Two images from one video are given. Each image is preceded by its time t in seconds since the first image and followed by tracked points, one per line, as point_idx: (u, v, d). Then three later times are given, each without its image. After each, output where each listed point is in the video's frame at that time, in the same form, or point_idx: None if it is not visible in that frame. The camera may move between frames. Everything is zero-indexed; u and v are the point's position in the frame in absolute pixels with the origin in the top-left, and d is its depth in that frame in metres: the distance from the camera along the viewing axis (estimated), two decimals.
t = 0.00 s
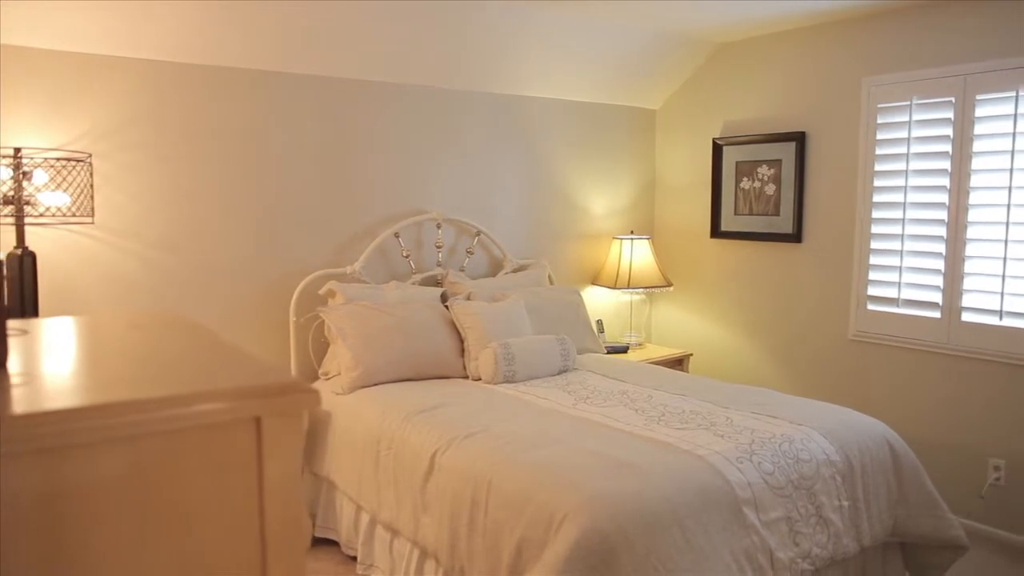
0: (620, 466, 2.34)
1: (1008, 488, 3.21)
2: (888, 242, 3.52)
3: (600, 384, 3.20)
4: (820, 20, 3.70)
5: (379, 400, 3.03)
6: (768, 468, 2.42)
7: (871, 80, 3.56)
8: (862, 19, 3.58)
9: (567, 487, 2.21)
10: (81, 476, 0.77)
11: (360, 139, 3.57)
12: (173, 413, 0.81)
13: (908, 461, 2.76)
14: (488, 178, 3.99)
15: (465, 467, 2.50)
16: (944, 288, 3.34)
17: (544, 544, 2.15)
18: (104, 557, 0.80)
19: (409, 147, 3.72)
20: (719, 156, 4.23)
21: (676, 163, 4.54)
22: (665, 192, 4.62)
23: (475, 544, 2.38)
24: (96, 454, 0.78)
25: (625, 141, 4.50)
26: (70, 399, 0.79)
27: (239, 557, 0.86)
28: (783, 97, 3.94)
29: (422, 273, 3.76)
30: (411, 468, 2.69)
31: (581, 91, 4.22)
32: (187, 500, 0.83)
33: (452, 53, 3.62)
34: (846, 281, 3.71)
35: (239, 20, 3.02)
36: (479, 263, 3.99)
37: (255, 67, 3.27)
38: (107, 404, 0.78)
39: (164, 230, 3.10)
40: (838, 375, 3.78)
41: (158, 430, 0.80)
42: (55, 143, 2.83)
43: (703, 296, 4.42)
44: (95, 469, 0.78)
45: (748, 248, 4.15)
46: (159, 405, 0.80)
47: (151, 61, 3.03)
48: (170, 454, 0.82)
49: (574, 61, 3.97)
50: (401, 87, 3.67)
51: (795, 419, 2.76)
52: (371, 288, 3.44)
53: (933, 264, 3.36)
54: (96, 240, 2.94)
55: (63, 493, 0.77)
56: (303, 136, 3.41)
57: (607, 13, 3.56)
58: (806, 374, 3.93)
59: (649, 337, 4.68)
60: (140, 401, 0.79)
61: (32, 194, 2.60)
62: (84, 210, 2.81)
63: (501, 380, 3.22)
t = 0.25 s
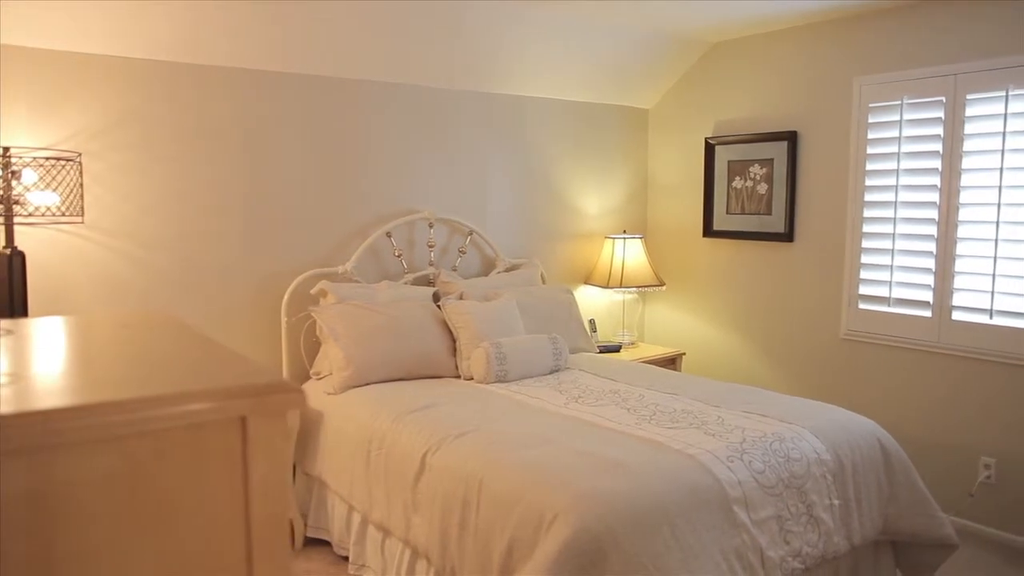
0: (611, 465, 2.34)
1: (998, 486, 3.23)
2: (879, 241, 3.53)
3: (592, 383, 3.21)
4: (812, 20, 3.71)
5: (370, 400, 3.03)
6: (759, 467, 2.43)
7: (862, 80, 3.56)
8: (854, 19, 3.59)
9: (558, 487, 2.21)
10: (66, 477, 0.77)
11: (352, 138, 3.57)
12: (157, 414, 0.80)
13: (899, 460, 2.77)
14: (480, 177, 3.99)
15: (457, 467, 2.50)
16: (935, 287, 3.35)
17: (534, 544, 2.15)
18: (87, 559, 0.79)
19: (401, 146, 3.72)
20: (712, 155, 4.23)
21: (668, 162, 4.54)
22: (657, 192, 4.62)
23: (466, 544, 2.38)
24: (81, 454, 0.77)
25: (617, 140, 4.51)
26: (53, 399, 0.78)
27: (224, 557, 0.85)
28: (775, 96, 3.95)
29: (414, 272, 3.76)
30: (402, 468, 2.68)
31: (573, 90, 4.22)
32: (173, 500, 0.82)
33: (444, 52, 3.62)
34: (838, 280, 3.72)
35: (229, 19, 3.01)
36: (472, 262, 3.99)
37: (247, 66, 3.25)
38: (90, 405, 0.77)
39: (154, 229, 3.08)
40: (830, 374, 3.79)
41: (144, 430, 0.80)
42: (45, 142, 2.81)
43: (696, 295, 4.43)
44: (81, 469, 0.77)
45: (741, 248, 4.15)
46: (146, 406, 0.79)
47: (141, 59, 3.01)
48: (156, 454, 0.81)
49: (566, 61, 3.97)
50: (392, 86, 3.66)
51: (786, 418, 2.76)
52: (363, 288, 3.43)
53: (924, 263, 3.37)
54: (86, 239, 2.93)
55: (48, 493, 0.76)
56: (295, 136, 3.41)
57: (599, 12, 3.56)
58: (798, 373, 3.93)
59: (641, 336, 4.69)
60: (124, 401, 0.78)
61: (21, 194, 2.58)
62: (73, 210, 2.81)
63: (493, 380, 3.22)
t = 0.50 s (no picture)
0: (602, 464, 2.34)
1: (989, 485, 3.24)
2: (871, 240, 3.54)
3: (584, 382, 3.21)
4: (804, 20, 3.72)
5: (363, 399, 3.02)
6: (751, 466, 2.43)
7: (855, 79, 3.57)
8: (846, 19, 3.59)
9: (550, 486, 2.21)
10: (52, 475, 0.76)
11: (345, 138, 3.56)
12: (144, 413, 0.80)
13: (891, 458, 2.77)
14: (473, 177, 3.98)
15: (449, 466, 2.49)
16: (927, 286, 3.36)
17: (526, 543, 2.15)
18: (71, 560, 0.78)
19: (394, 146, 3.71)
20: (704, 155, 4.24)
21: (661, 162, 4.54)
22: (650, 191, 4.63)
23: (458, 543, 2.38)
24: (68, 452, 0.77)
25: (610, 140, 4.51)
26: (41, 399, 0.77)
27: (209, 556, 0.85)
28: (767, 96, 3.96)
29: (407, 272, 3.75)
30: (394, 468, 2.68)
31: (566, 89, 4.22)
32: (159, 498, 0.82)
33: (437, 51, 3.61)
34: (830, 279, 3.73)
35: (221, 17, 3.00)
36: (465, 262, 3.99)
37: (238, 65, 3.25)
38: (76, 404, 0.76)
39: (145, 229, 3.07)
40: (822, 373, 3.80)
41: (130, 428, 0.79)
42: (35, 141, 2.80)
43: (689, 295, 4.43)
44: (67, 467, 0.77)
45: (733, 247, 4.16)
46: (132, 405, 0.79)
47: (132, 58, 3.00)
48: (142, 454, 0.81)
49: (559, 60, 3.97)
50: (385, 86, 3.66)
51: (778, 417, 2.77)
52: (356, 288, 3.43)
53: (917, 262, 3.38)
54: (76, 238, 2.92)
55: (33, 492, 0.75)
56: (287, 135, 3.40)
57: (592, 12, 3.56)
58: (790, 373, 3.94)
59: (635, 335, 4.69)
60: (109, 401, 0.78)
61: (12, 193, 2.61)
62: (64, 210, 2.79)
63: (486, 379, 3.21)
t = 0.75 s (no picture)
0: (594, 464, 2.34)
1: (980, 483, 3.26)
2: (862, 240, 3.56)
3: (576, 382, 3.21)
4: (795, 20, 3.73)
5: (354, 399, 3.02)
6: (741, 465, 2.44)
7: (845, 80, 3.58)
8: (837, 19, 3.61)
9: (541, 486, 2.21)
10: (36, 478, 0.75)
11: (336, 137, 3.56)
12: (127, 414, 0.78)
13: (881, 457, 2.78)
14: (465, 177, 3.98)
15: (440, 466, 2.49)
16: (917, 285, 3.37)
17: (517, 542, 2.15)
18: (53, 563, 0.77)
19: (386, 145, 3.71)
20: (696, 154, 4.25)
21: (653, 162, 4.55)
22: (643, 191, 4.63)
23: (449, 543, 2.38)
24: (52, 455, 0.76)
25: (602, 140, 4.51)
26: (24, 400, 0.76)
27: (195, 559, 0.84)
28: (759, 96, 3.96)
29: (399, 272, 3.75)
30: (385, 467, 2.68)
31: (558, 89, 4.22)
32: (146, 501, 0.81)
33: (428, 51, 3.61)
34: (822, 278, 3.74)
35: (211, 16, 2.99)
36: (457, 262, 3.98)
37: (230, 65, 3.24)
38: (56, 405, 0.75)
39: (136, 228, 3.06)
40: (814, 372, 3.82)
41: (116, 430, 0.78)
42: (25, 141, 2.78)
43: (681, 294, 4.44)
44: (52, 470, 0.76)
45: (725, 247, 4.17)
46: (117, 407, 0.78)
47: (123, 58, 2.99)
48: (128, 455, 0.80)
49: (551, 60, 3.97)
50: (376, 85, 3.66)
51: (769, 416, 2.77)
52: (347, 288, 3.42)
53: (907, 262, 3.39)
54: (66, 238, 2.91)
55: (17, 495, 0.74)
56: (278, 135, 3.39)
57: (584, 11, 3.57)
58: (782, 372, 3.95)
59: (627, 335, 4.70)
60: (94, 402, 0.77)
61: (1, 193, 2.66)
62: (54, 210, 2.83)
63: (478, 379, 3.21)
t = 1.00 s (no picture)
0: (584, 463, 2.34)
1: (969, 481, 3.27)
2: (853, 239, 3.57)
3: (568, 381, 3.21)
4: (786, 20, 3.74)
5: (345, 399, 3.01)
6: (732, 464, 2.44)
7: (836, 79, 3.60)
8: (828, 19, 3.62)
9: (531, 485, 2.21)
10: (20, 479, 0.74)
11: (327, 137, 3.55)
12: (111, 415, 0.77)
13: (871, 455, 2.79)
14: (457, 176, 3.98)
15: (431, 466, 2.49)
16: (907, 284, 3.38)
17: (507, 541, 2.15)
18: (39, 566, 0.76)
19: (377, 144, 3.70)
20: (688, 154, 4.25)
21: (645, 161, 4.56)
22: (634, 190, 4.64)
23: (440, 542, 2.38)
24: (35, 456, 0.75)
25: (594, 139, 4.51)
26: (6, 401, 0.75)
27: (182, 559, 0.83)
28: (750, 95, 3.97)
29: (390, 271, 3.75)
30: (376, 467, 2.67)
31: (550, 89, 4.22)
32: (131, 501, 0.80)
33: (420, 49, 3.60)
34: (812, 277, 3.75)
35: (201, 15, 2.98)
36: (449, 261, 3.98)
37: (221, 64, 3.23)
38: (40, 406, 0.74)
39: (125, 228, 3.05)
40: (805, 371, 3.83)
41: (100, 430, 0.77)
42: (13, 140, 2.77)
43: (673, 293, 4.45)
44: (36, 471, 0.75)
45: (717, 246, 4.18)
46: (101, 407, 0.77)
47: (112, 56, 2.98)
48: (113, 455, 0.79)
49: (543, 59, 3.97)
50: (368, 85, 3.65)
51: (759, 414, 2.78)
52: (338, 287, 3.42)
53: (897, 261, 3.41)
54: (55, 237, 2.89)
55: None
56: (269, 134, 3.39)
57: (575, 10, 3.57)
58: (774, 370, 3.96)
59: (619, 334, 4.71)
60: (78, 402, 0.76)
61: None
62: (43, 209, 2.82)
63: (469, 378, 3.21)
